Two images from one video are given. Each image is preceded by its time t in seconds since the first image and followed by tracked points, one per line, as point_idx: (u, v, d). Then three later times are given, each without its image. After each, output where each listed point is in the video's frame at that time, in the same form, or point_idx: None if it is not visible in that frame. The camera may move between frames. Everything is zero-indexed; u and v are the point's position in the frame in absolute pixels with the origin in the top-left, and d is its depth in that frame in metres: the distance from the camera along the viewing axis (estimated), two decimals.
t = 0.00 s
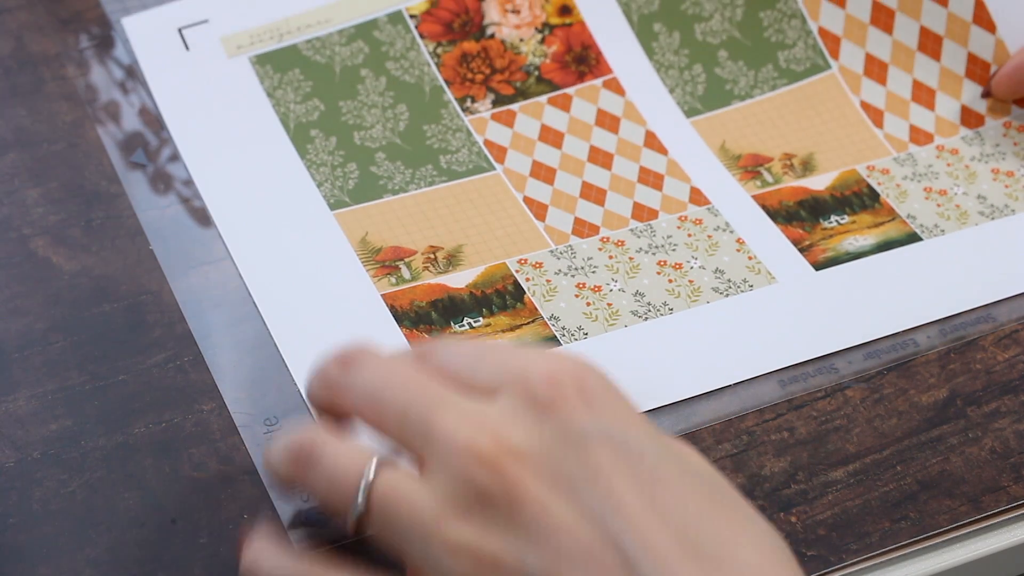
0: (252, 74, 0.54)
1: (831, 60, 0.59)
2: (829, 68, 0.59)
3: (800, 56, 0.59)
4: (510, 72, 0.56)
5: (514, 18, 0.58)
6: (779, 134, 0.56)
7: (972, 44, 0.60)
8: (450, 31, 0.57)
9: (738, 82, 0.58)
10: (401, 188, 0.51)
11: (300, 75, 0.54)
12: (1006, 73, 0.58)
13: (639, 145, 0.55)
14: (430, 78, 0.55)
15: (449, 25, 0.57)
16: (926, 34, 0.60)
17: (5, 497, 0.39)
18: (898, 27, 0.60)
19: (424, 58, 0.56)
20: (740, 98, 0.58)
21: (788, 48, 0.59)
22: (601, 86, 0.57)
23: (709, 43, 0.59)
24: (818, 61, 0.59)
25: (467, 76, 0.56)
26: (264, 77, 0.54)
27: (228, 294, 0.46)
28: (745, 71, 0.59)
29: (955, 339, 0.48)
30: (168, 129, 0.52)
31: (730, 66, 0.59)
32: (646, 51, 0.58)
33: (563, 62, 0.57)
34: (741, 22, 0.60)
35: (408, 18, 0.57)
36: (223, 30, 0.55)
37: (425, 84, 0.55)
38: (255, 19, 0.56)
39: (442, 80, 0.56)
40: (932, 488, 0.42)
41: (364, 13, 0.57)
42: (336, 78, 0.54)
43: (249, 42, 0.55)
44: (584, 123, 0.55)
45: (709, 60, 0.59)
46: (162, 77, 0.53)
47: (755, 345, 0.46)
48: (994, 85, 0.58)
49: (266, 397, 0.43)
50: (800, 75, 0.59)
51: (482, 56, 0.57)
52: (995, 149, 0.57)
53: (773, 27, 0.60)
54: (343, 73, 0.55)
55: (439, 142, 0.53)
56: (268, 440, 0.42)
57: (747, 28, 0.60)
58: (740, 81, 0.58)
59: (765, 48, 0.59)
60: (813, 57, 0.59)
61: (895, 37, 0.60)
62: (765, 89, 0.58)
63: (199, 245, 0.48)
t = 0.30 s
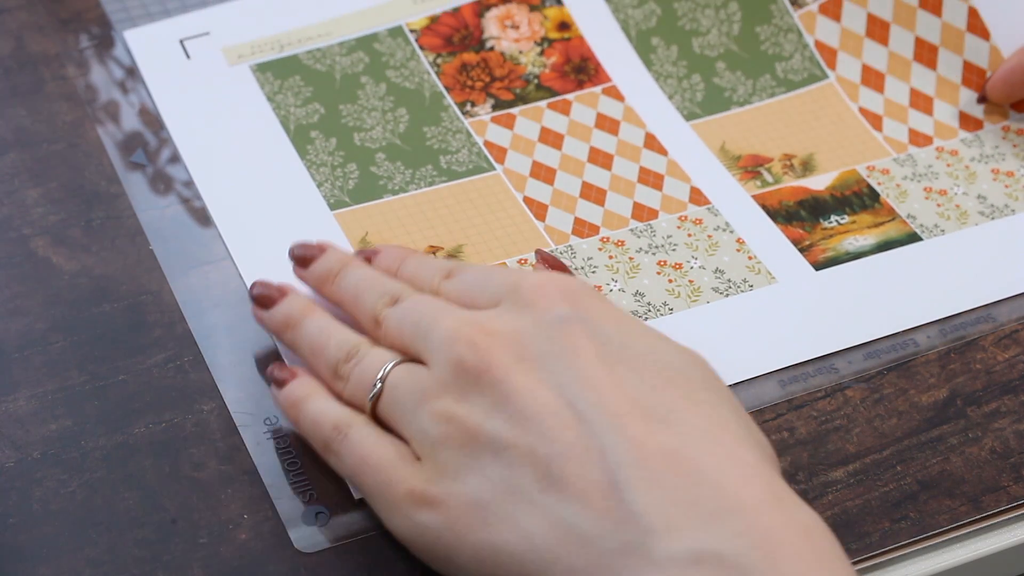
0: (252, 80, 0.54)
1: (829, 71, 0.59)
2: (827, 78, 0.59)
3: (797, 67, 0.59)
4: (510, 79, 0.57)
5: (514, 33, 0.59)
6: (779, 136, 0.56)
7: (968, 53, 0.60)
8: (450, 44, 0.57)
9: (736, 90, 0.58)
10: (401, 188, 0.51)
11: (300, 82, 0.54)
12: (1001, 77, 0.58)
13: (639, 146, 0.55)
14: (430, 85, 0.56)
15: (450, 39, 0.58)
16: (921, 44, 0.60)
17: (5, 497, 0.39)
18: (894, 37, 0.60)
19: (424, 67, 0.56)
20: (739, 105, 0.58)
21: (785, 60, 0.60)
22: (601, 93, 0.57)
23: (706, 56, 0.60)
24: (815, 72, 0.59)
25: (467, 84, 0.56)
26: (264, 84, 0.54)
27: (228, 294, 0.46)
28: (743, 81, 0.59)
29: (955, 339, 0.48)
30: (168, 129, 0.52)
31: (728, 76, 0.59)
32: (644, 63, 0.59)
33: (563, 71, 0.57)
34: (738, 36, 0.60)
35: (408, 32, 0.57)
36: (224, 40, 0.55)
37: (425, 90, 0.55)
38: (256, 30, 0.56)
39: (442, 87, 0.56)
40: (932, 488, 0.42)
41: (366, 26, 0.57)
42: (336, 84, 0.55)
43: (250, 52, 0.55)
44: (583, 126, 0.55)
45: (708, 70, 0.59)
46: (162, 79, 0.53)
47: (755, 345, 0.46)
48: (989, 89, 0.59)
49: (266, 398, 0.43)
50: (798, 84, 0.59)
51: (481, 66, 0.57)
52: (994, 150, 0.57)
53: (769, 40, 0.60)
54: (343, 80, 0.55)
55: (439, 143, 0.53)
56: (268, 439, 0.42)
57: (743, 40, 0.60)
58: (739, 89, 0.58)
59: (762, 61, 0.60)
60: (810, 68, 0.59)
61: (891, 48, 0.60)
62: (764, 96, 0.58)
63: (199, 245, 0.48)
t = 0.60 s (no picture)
0: (252, 80, 0.54)
1: (828, 72, 0.59)
2: (827, 80, 0.59)
3: (797, 69, 0.59)
4: (510, 81, 0.57)
5: (514, 36, 0.59)
6: (780, 136, 0.56)
7: (967, 56, 0.61)
8: (450, 47, 0.57)
9: (736, 92, 0.58)
10: (401, 188, 0.51)
11: (300, 82, 0.54)
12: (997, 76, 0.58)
13: (639, 146, 0.55)
14: (430, 86, 0.56)
15: (449, 42, 0.58)
16: (920, 48, 0.61)
17: (5, 497, 0.39)
18: (892, 41, 0.61)
19: (423, 69, 0.56)
20: (739, 105, 0.58)
21: (784, 63, 0.60)
22: (601, 95, 0.57)
23: (705, 59, 0.60)
24: (814, 74, 0.59)
25: (467, 85, 0.56)
26: (264, 84, 0.54)
27: (228, 294, 0.46)
28: (743, 82, 0.59)
29: (955, 339, 0.48)
30: (168, 129, 0.52)
31: (728, 77, 0.59)
32: (644, 66, 0.59)
33: (563, 73, 0.57)
34: (737, 40, 0.60)
35: (408, 35, 0.57)
36: (224, 42, 0.55)
37: (426, 90, 0.55)
38: (255, 32, 0.56)
39: (442, 87, 0.56)
40: (932, 488, 0.42)
41: (367, 30, 0.57)
42: (336, 84, 0.55)
43: (251, 53, 0.55)
44: (583, 126, 0.55)
45: (707, 72, 0.59)
46: (162, 79, 0.54)
47: (755, 345, 0.46)
48: (987, 90, 0.58)
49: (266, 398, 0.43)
50: (798, 86, 0.59)
51: (481, 68, 0.57)
52: (994, 150, 0.57)
53: (768, 44, 0.60)
54: (343, 82, 0.55)
55: (438, 143, 0.53)
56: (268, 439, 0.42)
57: (742, 44, 0.60)
58: (738, 90, 0.58)
59: (761, 63, 0.60)
60: (810, 70, 0.59)
61: (890, 51, 0.60)
62: (764, 97, 0.58)
63: (199, 245, 0.48)
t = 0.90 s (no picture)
0: (252, 80, 0.54)
1: (826, 81, 0.59)
2: (825, 87, 0.59)
3: (795, 78, 0.59)
4: (510, 83, 0.57)
5: (513, 44, 0.59)
6: (780, 136, 0.56)
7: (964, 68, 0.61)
8: (450, 51, 0.57)
9: (735, 95, 0.58)
10: (401, 188, 0.51)
11: (300, 82, 0.54)
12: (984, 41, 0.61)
13: (640, 146, 0.55)
14: (430, 86, 0.56)
15: (449, 47, 0.58)
16: (918, 60, 0.61)
17: (5, 497, 0.39)
18: (889, 54, 0.61)
19: (423, 69, 0.56)
20: (739, 108, 0.58)
21: (783, 72, 0.60)
22: (601, 96, 0.57)
23: (704, 68, 0.59)
24: (812, 82, 0.59)
25: (467, 87, 0.56)
26: (264, 84, 0.54)
27: (228, 294, 0.46)
28: (742, 87, 0.59)
29: (955, 339, 0.48)
30: (169, 129, 0.52)
31: (727, 83, 0.59)
32: (643, 71, 0.58)
33: (562, 76, 0.57)
34: (736, 51, 0.60)
35: (408, 40, 0.57)
36: (225, 44, 0.56)
37: (425, 91, 0.55)
38: (255, 38, 0.56)
39: (442, 88, 0.56)
40: (932, 488, 0.42)
41: (366, 35, 0.57)
42: (336, 85, 0.55)
43: (251, 55, 0.55)
44: (584, 126, 0.55)
45: (706, 78, 0.59)
46: (162, 79, 0.54)
47: (755, 345, 0.46)
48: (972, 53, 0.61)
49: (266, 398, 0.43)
50: (797, 92, 0.59)
51: (481, 71, 0.57)
52: (994, 151, 0.57)
53: (767, 56, 0.60)
54: (343, 83, 0.55)
55: (438, 143, 0.53)
56: (268, 440, 0.42)
57: (740, 55, 0.60)
58: (738, 94, 0.58)
59: (759, 72, 0.60)
60: (808, 79, 0.59)
61: (886, 64, 0.60)
62: (764, 100, 0.58)
63: (199, 245, 0.48)
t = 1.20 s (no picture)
0: (252, 81, 0.54)
1: (826, 80, 0.59)
2: (825, 87, 0.59)
3: (795, 77, 0.59)
4: (510, 84, 0.57)
5: (513, 44, 0.59)
6: (780, 136, 0.56)
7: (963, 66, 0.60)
8: (450, 52, 0.57)
9: (735, 96, 0.58)
10: (401, 188, 0.51)
11: (300, 83, 0.54)
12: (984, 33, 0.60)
13: (639, 146, 0.55)
14: (430, 87, 0.56)
15: (449, 48, 0.58)
16: (918, 57, 0.61)
17: (5, 497, 0.39)
18: (889, 52, 0.61)
19: (423, 69, 0.56)
20: (739, 108, 0.58)
21: (783, 71, 0.60)
22: (601, 96, 0.57)
23: (705, 67, 0.59)
24: (813, 81, 0.59)
25: (467, 87, 0.56)
26: (264, 85, 0.54)
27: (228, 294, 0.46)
28: (742, 88, 0.59)
29: (955, 339, 0.48)
30: (169, 129, 0.52)
31: (727, 83, 0.59)
32: (643, 72, 0.58)
33: (562, 77, 0.57)
34: (736, 51, 0.60)
35: (408, 41, 0.57)
36: (225, 45, 0.56)
37: (425, 92, 0.55)
38: (255, 39, 0.56)
39: (442, 88, 0.56)
40: (932, 488, 0.42)
41: (366, 35, 0.57)
42: (336, 85, 0.55)
43: (251, 56, 0.55)
44: (584, 126, 0.55)
45: (706, 78, 0.59)
46: (162, 79, 0.54)
47: (755, 346, 0.46)
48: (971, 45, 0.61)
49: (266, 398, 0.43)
50: (797, 92, 0.59)
51: (481, 72, 0.57)
52: (994, 151, 0.57)
53: (767, 55, 0.60)
54: (343, 83, 0.55)
55: (438, 143, 0.53)
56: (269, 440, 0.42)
57: (741, 54, 0.60)
58: (738, 94, 0.58)
59: (760, 72, 0.60)
60: (809, 78, 0.59)
61: (887, 62, 0.60)
62: (764, 101, 0.58)
63: (200, 245, 0.48)
